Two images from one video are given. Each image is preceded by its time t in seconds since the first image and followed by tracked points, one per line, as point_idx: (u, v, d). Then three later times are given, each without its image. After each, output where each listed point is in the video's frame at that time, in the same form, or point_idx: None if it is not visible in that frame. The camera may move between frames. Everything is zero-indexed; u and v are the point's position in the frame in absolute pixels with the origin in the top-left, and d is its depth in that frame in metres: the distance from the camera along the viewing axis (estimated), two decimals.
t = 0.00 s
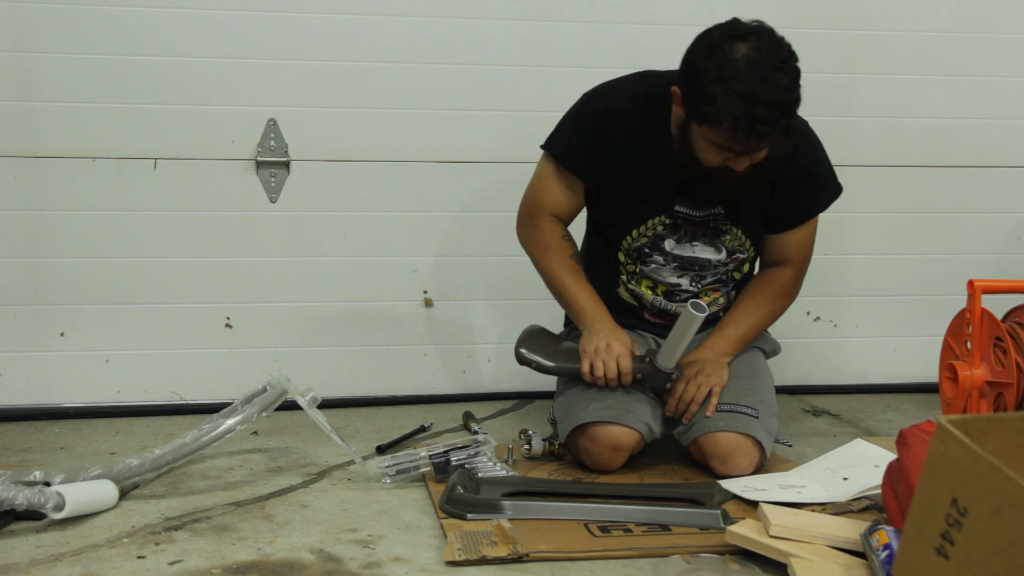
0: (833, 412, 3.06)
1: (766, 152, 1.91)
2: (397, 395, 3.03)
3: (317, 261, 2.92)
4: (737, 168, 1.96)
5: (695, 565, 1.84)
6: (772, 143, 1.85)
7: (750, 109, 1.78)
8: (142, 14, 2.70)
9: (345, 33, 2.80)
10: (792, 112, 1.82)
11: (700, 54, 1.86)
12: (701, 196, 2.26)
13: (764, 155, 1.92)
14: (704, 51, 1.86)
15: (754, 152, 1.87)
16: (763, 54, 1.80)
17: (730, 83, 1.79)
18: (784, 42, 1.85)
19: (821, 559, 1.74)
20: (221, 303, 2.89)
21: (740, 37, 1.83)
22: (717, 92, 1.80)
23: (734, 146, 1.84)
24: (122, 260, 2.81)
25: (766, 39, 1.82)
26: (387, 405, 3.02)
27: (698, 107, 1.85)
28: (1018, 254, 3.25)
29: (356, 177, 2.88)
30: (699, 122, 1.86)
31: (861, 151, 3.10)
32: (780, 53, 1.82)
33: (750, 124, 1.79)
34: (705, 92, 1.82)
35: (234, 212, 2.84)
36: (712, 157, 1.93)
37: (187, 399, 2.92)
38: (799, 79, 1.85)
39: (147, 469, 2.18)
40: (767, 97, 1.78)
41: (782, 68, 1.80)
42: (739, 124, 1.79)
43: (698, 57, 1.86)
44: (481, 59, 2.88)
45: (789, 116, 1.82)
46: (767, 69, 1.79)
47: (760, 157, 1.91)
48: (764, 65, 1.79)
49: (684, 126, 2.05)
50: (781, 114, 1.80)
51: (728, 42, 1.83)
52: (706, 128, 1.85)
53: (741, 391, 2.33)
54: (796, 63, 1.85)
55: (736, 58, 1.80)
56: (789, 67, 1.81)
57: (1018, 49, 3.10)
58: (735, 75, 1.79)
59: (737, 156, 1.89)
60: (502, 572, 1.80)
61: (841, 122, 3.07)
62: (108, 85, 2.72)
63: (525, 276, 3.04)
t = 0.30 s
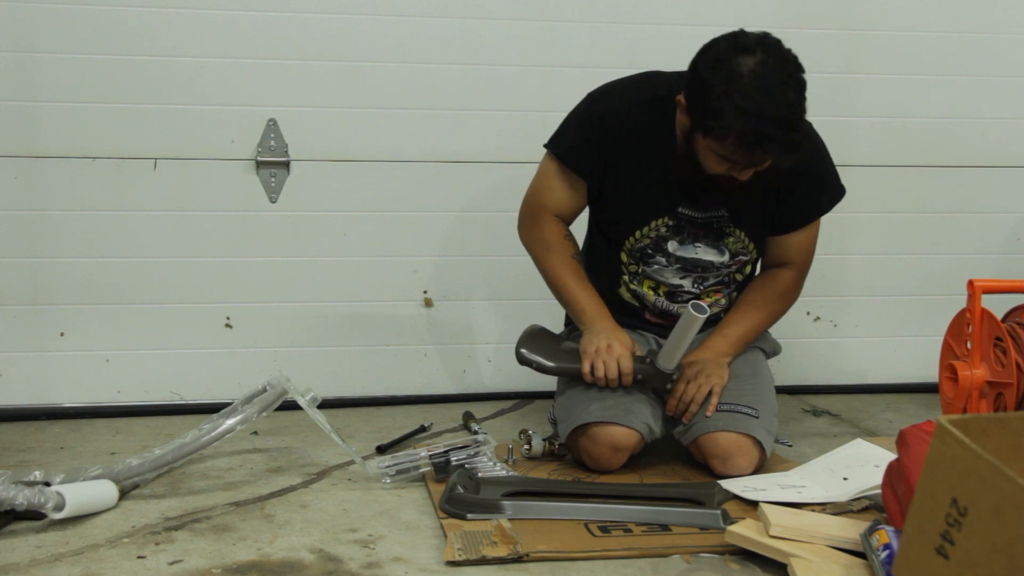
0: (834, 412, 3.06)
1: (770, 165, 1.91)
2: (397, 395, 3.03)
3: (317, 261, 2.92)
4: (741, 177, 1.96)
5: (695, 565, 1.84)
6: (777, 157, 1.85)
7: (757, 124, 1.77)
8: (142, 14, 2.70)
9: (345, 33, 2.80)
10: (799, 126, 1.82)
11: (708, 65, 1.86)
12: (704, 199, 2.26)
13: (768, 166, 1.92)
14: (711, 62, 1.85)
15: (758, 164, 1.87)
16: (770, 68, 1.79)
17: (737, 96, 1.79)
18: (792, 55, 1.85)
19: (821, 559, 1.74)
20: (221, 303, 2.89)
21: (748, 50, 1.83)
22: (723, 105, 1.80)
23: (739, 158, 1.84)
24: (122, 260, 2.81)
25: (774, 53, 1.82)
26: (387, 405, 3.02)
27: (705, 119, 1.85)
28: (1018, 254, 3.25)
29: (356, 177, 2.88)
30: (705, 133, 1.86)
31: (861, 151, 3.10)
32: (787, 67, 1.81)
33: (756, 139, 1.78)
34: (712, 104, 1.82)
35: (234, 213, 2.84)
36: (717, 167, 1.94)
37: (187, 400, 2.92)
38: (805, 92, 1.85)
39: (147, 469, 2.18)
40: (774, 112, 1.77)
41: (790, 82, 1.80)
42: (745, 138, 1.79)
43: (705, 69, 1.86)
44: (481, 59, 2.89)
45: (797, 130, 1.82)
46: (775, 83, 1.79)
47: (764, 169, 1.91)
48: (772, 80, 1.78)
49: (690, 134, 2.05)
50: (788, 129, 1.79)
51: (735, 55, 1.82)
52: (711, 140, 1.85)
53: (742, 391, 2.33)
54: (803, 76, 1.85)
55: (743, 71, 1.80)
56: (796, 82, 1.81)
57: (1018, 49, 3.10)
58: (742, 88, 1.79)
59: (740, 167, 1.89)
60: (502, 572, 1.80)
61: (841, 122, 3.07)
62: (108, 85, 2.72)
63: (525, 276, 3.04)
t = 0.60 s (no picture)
0: (834, 412, 3.06)
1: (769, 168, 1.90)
2: (397, 395, 3.03)
3: (317, 261, 2.92)
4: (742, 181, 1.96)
5: (695, 565, 1.84)
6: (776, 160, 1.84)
7: (756, 126, 1.77)
8: (142, 14, 2.70)
9: (345, 33, 2.80)
10: (799, 129, 1.81)
11: (709, 69, 1.86)
12: (705, 200, 2.25)
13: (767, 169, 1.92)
14: (712, 65, 1.86)
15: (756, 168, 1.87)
16: (770, 71, 1.80)
17: (736, 98, 1.79)
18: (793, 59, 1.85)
19: (821, 559, 1.74)
20: (221, 303, 2.89)
21: (749, 53, 1.83)
22: (722, 107, 1.80)
23: (738, 161, 1.84)
24: (122, 260, 2.81)
25: (773, 56, 1.82)
26: (387, 405, 3.02)
27: (705, 121, 1.84)
28: (1018, 254, 3.25)
29: (356, 177, 2.88)
30: (705, 136, 1.86)
31: (861, 151, 3.10)
32: (788, 71, 1.81)
33: (755, 142, 1.78)
34: (712, 106, 1.82)
35: (234, 212, 2.84)
36: (718, 170, 1.93)
37: (187, 400, 2.92)
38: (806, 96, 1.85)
39: (147, 469, 2.18)
40: (774, 114, 1.77)
41: (790, 86, 1.80)
42: (744, 140, 1.78)
43: (707, 71, 1.86)
44: (482, 59, 2.89)
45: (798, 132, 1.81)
46: (775, 86, 1.79)
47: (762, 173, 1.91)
48: (772, 82, 1.78)
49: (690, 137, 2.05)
50: (788, 131, 1.79)
51: (736, 57, 1.83)
52: (711, 142, 1.85)
53: (742, 391, 2.33)
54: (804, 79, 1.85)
55: (743, 74, 1.80)
56: (796, 85, 1.81)
57: (1018, 49, 3.10)
58: (741, 90, 1.79)
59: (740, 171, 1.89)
60: (503, 572, 1.80)
61: (840, 122, 3.07)
62: (108, 86, 2.72)
63: (525, 276, 3.04)
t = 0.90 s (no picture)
0: (833, 412, 3.06)
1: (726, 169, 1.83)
2: (397, 395, 3.03)
3: (316, 261, 2.92)
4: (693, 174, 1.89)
5: (695, 565, 1.84)
6: (729, 155, 1.77)
7: (714, 114, 1.70)
8: (142, 14, 2.70)
9: (345, 33, 2.80)
10: (758, 132, 1.75)
11: (692, 45, 1.78)
12: (684, 216, 2.23)
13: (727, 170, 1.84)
14: (696, 41, 1.77)
15: (711, 161, 1.79)
16: (750, 63, 1.72)
17: (705, 78, 1.72)
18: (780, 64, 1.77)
19: (821, 559, 1.75)
20: (221, 303, 2.89)
21: (735, 39, 1.74)
22: (689, 83, 1.73)
23: (688, 147, 1.77)
24: (122, 260, 2.81)
25: (762, 52, 1.74)
26: (387, 405, 3.02)
27: (667, 92, 1.78)
28: (1018, 254, 3.25)
29: (356, 177, 2.88)
30: (665, 108, 1.80)
31: (861, 151, 3.10)
32: (769, 77, 1.73)
33: (710, 129, 1.71)
34: (680, 78, 1.75)
35: (234, 212, 2.84)
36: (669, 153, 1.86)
37: (187, 400, 2.92)
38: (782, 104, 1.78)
39: (147, 469, 2.19)
40: (737, 107, 1.70)
41: (765, 86, 1.72)
42: (699, 124, 1.72)
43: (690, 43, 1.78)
44: (482, 59, 2.89)
45: (754, 135, 1.75)
46: (749, 80, 1.71)
47: (717, 171, 1.83)
48: (746, 73, 1.71)
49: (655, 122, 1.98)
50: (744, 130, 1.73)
51: (721, 40, 1.74)
52: (668, 117, 1.78)
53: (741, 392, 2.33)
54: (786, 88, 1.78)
55: (721, 57, 1.72)
56: (772, 92, 1.74)
57: (1018, 49, 3.10)
58: (712, 72, 1.71)
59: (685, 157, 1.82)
60: (502, 572, 1.80)
61: (840, 122, 3.07)
62: (109, 86, 2.72)
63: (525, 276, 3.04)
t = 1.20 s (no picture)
0: (833, 412, 3.06)
1: (699, 147, 1.91)
2: (397, 395, 3.03)
3: (317, 262, 2.92)
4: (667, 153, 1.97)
5: (695, 566, 1.84)
6: (701, 133, 1.85)
7: (682, 93, 1.77)
8: (142, 14, 2.70)
9: (345, 33, 2.80)
10: (726, 108, 1.82)
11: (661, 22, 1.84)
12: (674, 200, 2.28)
13: (700, 148, 1.92)
14: (663, 21, 1.83)
15: (683, 140, 1.87)
16: (716, 41, 1.78)
17: (671, 55, 1.78)
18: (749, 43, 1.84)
19: (821, 559, 1.75)
20: (221, 303, 2.89)
21: (702, 19, 1.80)
22: (655, 60, 1.80)
23: (660, 126, 1.84)
24: (122, 260, 2.81)
25: (727, 31, 1.80)
26: (387, 405, 3.02)
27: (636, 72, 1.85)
28: (1018, 254, 3.25)
29: (356, 178, 2.88)
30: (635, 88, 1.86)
31: (861, 151, 3.10)
32: (734, 53, 1.80)
33: (678, 107, 1.78)
34: (647, 54, 1.82)
35: (234, 212, 2.84)
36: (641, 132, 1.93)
37: (187, 400, 2.92)
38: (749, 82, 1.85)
39: (147, 469, 2.19)
40: (705, 85, 1.77)
41: (732, 65, 1.79)
42: (667, 103, 1.79)
43: (659, 22, 1.84)
44: (481, 59, 2.89)
45: (723, 114, 1.83)
46: (714, 58, 1.77)
47: (689, 150, 1.91)
48: (713, 53, 1.77)
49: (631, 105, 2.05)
50: (713, 108, 1.80)
51: (688, 21, 1.80)
52: (636, 95, 1.85)
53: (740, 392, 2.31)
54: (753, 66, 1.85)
55: (688, 37, 1.78)
56: (740, 70, 1.80)
57: (1018, 49, 3.10)
58: (677, 51, 1.77)
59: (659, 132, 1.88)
60: (502, 572, 1.80)
61: (841, 122, 3.07)
62: (109, 86, 2.72)
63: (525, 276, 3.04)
